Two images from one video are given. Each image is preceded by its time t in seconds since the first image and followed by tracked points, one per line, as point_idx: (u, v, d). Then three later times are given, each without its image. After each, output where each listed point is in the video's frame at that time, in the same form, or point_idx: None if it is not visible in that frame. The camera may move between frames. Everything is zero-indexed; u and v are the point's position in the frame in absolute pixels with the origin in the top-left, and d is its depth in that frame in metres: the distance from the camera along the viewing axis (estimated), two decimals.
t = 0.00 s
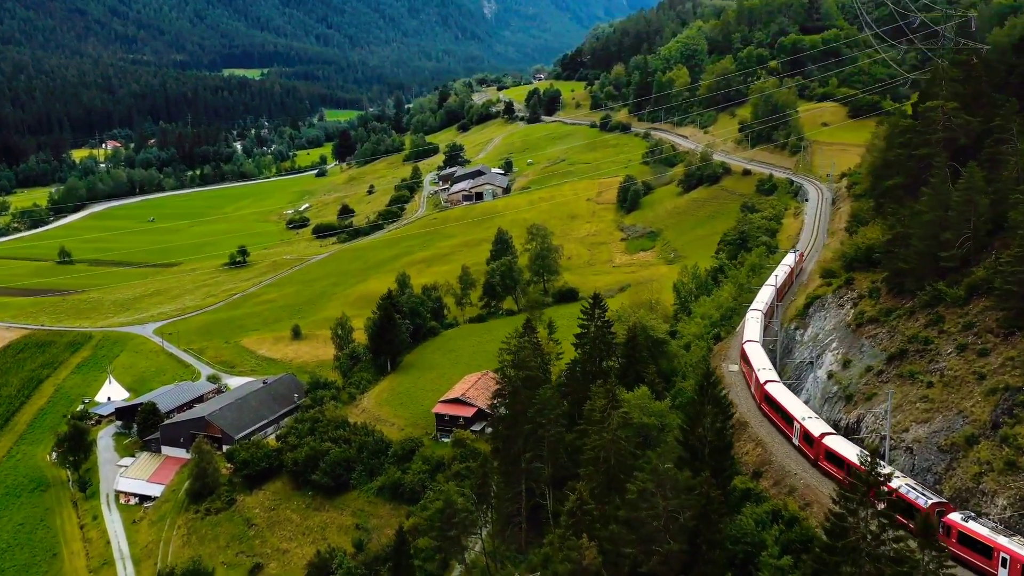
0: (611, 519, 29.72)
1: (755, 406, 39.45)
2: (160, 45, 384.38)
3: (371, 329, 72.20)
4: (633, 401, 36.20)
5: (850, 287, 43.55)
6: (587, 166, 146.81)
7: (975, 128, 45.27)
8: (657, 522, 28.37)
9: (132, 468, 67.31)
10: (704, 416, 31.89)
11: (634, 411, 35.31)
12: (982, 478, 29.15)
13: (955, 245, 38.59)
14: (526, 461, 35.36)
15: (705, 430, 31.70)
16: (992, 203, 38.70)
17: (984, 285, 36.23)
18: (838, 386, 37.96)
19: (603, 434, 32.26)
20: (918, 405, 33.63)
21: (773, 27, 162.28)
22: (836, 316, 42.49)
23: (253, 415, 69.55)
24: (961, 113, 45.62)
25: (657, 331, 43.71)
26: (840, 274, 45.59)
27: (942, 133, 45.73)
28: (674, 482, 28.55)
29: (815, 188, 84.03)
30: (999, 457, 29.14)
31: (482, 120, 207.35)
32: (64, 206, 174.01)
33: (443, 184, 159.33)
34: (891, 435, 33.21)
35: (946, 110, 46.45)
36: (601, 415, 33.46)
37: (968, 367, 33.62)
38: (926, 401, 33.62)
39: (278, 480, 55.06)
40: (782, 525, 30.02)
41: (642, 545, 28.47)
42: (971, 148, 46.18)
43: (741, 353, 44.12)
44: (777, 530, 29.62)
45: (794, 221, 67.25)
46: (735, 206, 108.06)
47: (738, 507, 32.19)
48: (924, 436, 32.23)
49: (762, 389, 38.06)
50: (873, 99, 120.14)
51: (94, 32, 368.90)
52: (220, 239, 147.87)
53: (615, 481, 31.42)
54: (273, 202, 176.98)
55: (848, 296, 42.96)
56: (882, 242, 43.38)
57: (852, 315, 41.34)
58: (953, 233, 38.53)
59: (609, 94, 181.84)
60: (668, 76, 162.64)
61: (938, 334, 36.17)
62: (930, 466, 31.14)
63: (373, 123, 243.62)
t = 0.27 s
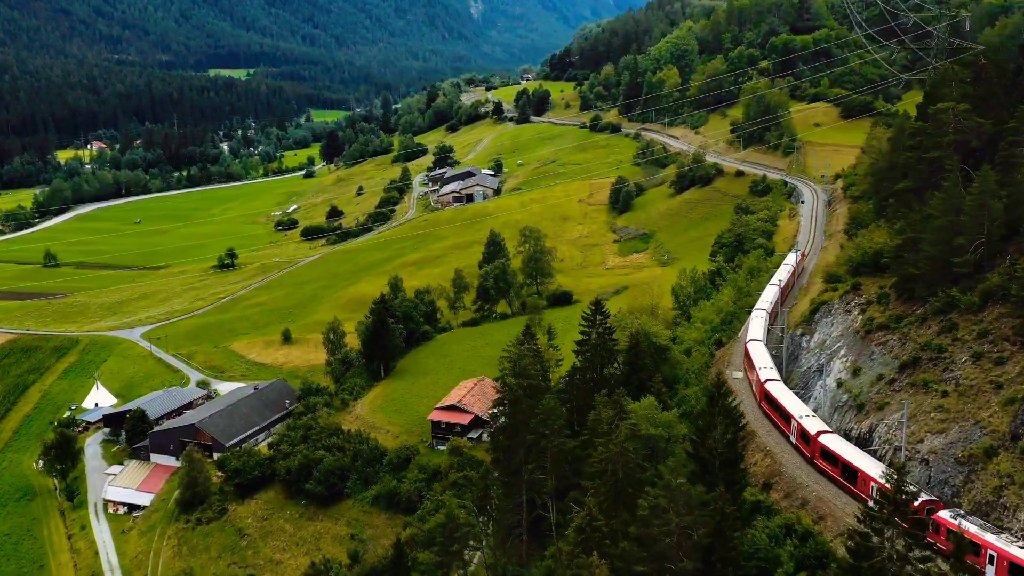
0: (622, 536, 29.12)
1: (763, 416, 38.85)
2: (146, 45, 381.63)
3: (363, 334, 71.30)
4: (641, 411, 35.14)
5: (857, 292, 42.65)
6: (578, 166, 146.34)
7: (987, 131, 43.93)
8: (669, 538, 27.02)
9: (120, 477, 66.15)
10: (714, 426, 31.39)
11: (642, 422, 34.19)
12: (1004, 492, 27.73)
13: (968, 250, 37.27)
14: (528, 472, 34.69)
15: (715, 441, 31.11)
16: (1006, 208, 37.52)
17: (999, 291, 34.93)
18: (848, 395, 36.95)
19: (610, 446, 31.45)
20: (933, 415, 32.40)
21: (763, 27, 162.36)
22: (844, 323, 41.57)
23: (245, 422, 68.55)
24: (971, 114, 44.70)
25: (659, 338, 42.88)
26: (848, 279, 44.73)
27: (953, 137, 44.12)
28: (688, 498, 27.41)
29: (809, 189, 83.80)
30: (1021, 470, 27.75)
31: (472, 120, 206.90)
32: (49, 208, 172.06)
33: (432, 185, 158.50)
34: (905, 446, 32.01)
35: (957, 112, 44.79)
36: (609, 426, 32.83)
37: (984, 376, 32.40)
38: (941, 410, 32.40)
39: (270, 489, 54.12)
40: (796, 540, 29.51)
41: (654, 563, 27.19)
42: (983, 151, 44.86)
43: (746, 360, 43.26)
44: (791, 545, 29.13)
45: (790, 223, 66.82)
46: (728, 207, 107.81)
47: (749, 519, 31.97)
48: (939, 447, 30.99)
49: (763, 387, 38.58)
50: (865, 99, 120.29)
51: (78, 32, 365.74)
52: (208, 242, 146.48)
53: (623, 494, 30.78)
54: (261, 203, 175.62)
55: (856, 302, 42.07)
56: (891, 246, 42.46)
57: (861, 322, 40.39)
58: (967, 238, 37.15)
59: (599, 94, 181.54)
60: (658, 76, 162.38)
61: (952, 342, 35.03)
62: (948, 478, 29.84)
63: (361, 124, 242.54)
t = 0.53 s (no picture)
0: (630, 553, 28.61)
1: (767, 423, 38.38)
2: (130, 45, 378.16)
3: (354, 338, 70.42)
4: (647, 420, 34.64)
5: (861, 297, 42.18)
6: (567, 167, 145.93)
7: (995, 133, 42.69)
8: (679, 554, 26.55)
9: (107, 485, 64.95)
10: (721, 436, 31.02)
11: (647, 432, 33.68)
12: (1019, 503, 27.22)
13: (977, 254, 36.82)
14: (527, 482, 34.00)
15: (722, 451, 30.82)
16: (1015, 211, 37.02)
17: (1009, 296, 34.38)
18: (855, 403, 36.42)
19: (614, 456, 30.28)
20: (944, 424, 31.84)
21: (751, 27, 162.66)
22: (848, 328, 41.06)
23: (234, 428, 67.49)
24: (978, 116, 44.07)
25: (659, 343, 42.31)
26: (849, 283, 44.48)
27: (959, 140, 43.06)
28: (697, 513, 26.48)
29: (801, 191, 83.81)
30: None
31: (458, 121, 206.35)
32: (32, 210, 169.82)
33: (420, 186, 157.63)
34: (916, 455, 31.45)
35: (964, 114, 43.55)
36: (613, 437, 31.69)
37: (995, 384, 31.83)
38: (952, 419, 31.84)
39: (260, 498, 53.21)
40: (806, 554, 29.11)
41: None
42: (992, 153, 43.37)
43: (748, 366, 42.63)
44: (801, 559, 28.73)
45: (783, 225, 66.50)
46: (718, 208, 107.73)
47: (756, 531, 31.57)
48: (951, 457, 30.44)
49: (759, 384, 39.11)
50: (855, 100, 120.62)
51: (60, 32, 361.88)
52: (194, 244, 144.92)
53: (629, 507, 29.74)
54: (247, 205, 174.05)
55: (859, 307, 41.58)
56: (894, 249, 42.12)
57: (865, 327, 39.87)
58: (975, 241, 36.76)
59: (586, 95, 181.23)
60: (647, 77, 162.27)
61: (961, 348, 34.45)
62: (960, 489, 29.30)
63: (347, 124, 241.22)
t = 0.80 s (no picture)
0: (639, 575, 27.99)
1: (769, 432, 37.81)
2: (107, 45, 373.50)
3: (340, 344, 69.23)
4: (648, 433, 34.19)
5: (862, 303, 41.61)
6: (550, 168, 145.36)
7: (999, 134, 41.55)
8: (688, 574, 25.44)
9: (87, 495, 63.46)
10: (727, 448, 30.35)
11: (649, 445, 33.02)
12: None
13: (984, 259, 36.02)
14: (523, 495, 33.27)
15: (728, 464, 30.08)
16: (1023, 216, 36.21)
17: (1018, 302, 33.70)
18: (859, 412, 35.75)
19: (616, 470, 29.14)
20: (954, 434, 31.16)
21: (734, 28, 163.02)
22: (850, 334, 40.45)
23: (217, 436, 66.11)
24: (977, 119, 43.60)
25: (656, 350, 41.65)
26: (848, 287, 43.94)
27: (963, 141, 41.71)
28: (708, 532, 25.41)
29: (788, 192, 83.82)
30: None
31: (440, 121, 205.41)
32: (8, 213, 166.89)
33: (403, 188, 156.42)
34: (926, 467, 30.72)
35: (969, 115, 42.24)
36: (614, 450, 30.39)
37: (1005, 393, 31.14)
38: (962, 429, 31.14)
39: (245, 508, 52.06)
40: (815, 570, 28.77)
41: None
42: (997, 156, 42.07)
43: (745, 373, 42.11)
44: None
45: (772, 227, 66.11)
46: (704, 209, 107.66)
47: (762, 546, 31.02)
48: (962, 468, 29.74)
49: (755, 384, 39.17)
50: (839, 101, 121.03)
51: (35, 32, 356.84)
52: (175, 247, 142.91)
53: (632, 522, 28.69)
54: (227, 207, 171.99)
55: (861, 313, 41.02)
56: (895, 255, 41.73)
57: (867, 334, 39.26)
58: (982, 247, 35.93)
59: (568, 95, 180.85)
60: (629, 77, 162.14)
61: (969, 356, 33.78)
62: (973, 502, 28.58)
63: (328, 125, 239.32)
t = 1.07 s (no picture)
0: None
1: (770, 442, 37.33)
2: (80, 45, 368.09)
3: (325, 349, 67.88)
4: (651, 445, 33.36)
5: (862, 308, 40.92)
6: (532, 169, 144.94)
7: (1004, 136, 41.08)
8: None
9: (65, 506, 61.85)
10: (733, 462, 30.02)
11: (651, 457, 32.23)
12: None
13: (992, 264, 35.40)
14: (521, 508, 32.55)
15: (734, 478, 29.76)
16: None
17: None
18: (863, 421, 35.11)
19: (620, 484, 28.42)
20: (963, 445, 30.51)
21: (715, 28, 163.67)
22: (851, 341, 39.75)
23: (199, 445, 64.68)
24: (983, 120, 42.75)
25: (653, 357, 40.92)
26: (847, 291, 43.34)
27: (968, 143, 41.27)
28: (717, 551, 25.13)
29: (774, 193, 84.20)
30: None
31: (420, 122, 204.31)
32: None
33: (384, 190, 155.16)
34: (937, 479, 30.10)
35: (973, 118, 41.85)
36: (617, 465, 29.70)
37: (1016, 402, 30.53)
38: (971, 440, 30.48)
39: (229, 519, 50.92)
40: None
41: None
42: (1001, 161, 41.68)
43: (742, 380, 41.60)
44: None
45: (759, 230, 65.79)
46: (688, 211, 107.70)
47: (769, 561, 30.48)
48: (973, 480, 29.13)
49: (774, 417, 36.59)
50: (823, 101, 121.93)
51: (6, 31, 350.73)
52: (152, 249, 140.73)
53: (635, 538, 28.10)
54: (205, 209, 169.66)
55: (861, 319, 40.40)
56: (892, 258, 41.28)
57: (869, 341, 38.68)
58: (988, 251, 35.28)
59: (549, 96, 180.48)
60: (610, 77, 162.18)
61: (977, 364, 33.15)
62: (987, 515, 27.98)
63: (306, 125, 237.25)
